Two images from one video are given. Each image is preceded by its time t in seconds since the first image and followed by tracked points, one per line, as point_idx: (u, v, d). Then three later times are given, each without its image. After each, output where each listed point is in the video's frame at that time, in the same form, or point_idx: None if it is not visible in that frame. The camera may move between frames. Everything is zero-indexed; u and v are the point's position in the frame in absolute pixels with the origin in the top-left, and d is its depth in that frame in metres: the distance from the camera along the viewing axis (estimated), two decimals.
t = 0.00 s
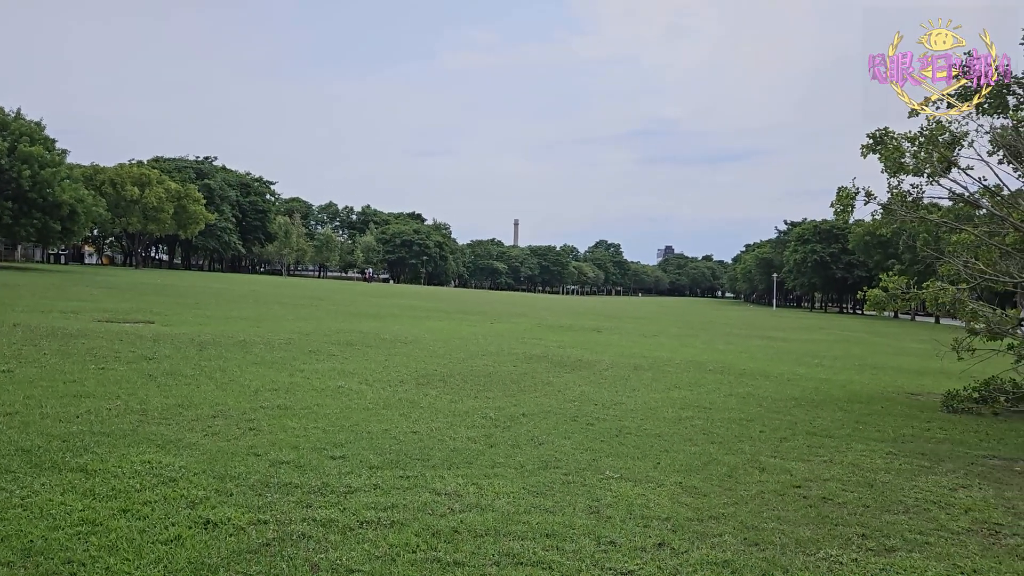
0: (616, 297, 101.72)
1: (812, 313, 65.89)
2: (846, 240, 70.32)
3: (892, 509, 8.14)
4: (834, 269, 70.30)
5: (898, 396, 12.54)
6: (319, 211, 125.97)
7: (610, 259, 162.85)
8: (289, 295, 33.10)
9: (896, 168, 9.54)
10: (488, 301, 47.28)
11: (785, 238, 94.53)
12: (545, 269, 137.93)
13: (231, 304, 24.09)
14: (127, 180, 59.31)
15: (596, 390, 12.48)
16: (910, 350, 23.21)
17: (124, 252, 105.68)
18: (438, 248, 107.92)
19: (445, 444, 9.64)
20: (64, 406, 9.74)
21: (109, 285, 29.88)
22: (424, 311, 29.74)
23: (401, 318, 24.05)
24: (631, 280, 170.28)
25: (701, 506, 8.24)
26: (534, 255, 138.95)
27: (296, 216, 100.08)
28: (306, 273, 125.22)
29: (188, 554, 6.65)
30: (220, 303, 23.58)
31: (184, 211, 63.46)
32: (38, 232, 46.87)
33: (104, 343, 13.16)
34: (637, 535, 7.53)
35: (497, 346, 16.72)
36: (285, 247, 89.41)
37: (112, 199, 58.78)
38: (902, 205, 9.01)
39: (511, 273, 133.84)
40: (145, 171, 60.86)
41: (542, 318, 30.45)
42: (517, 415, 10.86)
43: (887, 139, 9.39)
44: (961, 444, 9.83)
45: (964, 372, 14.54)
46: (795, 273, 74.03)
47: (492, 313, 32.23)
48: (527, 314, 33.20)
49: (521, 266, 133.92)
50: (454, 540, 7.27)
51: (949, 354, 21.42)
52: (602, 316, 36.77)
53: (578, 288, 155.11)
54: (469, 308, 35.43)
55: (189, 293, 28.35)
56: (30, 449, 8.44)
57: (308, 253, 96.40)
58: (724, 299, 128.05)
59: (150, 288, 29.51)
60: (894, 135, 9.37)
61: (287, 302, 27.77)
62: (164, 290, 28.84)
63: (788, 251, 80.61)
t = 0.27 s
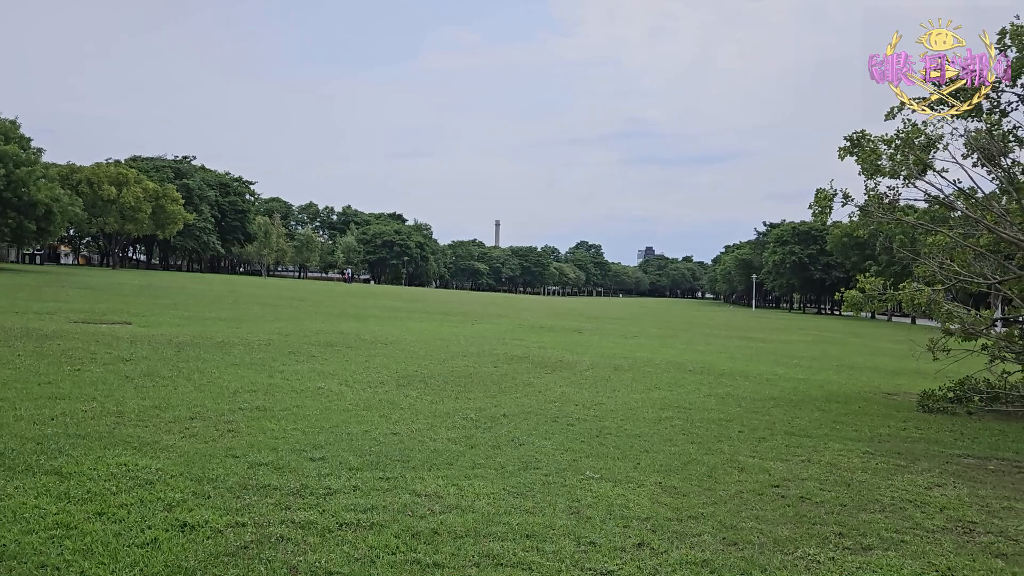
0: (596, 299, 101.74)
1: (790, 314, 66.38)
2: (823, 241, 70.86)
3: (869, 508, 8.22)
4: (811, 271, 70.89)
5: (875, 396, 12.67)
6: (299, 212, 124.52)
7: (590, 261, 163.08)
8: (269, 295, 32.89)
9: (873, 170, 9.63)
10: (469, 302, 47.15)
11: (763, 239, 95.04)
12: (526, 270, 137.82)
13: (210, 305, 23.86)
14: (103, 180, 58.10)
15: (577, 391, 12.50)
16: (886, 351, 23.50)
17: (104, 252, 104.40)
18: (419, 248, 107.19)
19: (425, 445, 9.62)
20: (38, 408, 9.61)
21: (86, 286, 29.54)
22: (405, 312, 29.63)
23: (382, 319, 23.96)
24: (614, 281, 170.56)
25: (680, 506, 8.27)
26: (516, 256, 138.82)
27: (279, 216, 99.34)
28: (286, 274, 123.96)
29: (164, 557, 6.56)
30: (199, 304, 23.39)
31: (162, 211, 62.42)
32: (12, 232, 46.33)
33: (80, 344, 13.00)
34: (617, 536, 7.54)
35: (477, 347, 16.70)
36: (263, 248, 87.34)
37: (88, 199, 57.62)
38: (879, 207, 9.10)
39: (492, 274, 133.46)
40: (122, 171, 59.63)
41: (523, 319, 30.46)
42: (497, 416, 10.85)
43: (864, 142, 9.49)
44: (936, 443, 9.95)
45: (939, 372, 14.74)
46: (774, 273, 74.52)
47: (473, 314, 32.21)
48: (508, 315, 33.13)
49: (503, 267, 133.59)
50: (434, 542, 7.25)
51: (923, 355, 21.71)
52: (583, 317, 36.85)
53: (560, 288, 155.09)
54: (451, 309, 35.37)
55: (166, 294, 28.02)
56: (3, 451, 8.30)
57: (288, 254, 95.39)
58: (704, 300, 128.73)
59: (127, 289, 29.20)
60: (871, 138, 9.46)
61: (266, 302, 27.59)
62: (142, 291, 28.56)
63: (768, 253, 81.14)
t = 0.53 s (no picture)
0: (578, 300, 101.68)
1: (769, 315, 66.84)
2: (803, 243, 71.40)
3: (847, 507, 8.28)
4: (791, 272, 71.43)
5: (854, 397, 12.80)
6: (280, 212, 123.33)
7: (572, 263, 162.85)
8: (249, 297, 32.68)
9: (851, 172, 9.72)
10: (451, 303, 47.00)
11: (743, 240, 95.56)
12: (508, 271, 137.57)
13: (190, 306, 23.63)
14: (80, 180, 57.03)
15: (558, 392, 12.52)
16: (863, 351, 23.78)
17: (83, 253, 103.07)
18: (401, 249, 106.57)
19: (406, 446, 9.59)
20: (13, 410, 9.48)
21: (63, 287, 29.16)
22: (387, 313, 29.52)
23: (363, 320, 23.86)
24: (594, 283, 170.76)
25: (661, 506, 8.30)
26: (498, 257, 138.46)
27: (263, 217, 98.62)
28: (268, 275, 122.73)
29: (142, 561, 6.46)
30: (178, 305, 23.18)
31: (140, 211, 61.53)
32: None
33: (56, 346, 12.84)
34: (598, 536, 7.54)
35: (459, 348, 16.69)
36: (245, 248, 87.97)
37: (66, 198, 56.84)
38: (857, 209, 9.18)
39: (475, 275, 132.95)
40: (100, 170, 58.55)
41: (505, 320, 30.47)
42: (479, 417, 10.85)
43: (842, 144, 9.56)
44: (913, 443, 10.06)
45: (915, 373, 14.93)
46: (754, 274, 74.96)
47: (455, 315, 32.18)
48: (490, 316, 33.08)
49: (485, 268, 133.14)
50: (415, 543, 7.21)
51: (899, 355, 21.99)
52: (565, 318, 36.92)
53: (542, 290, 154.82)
54: (433, 310, 35.32)
55: (144, 294, 27.69)
56: None
57: (269, 254, 94.47)
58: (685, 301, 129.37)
59: (105, 290, 28.88)
60: (849, 140, 9.54)
61: (247, 304, 27.40)
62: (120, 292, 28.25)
63: (748, 254, 81.62)
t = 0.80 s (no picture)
0: (561, 302, 101.55)
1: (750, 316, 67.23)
2: (785, 244, 71.84)
3: (828, 507, 8.34)
4: (772, 273, 71.91)
5: (835, 397, 12.91)
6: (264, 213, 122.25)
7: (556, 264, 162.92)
8: (231, 298, 32.45)
9: (832, 175, 9.80)
10: (433, 304, 46.83)
11: (726, 242, 96.00)
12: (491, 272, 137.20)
13: (170, 307, 23.41)
14: (59, 180, 56.16)
15: (541, 393, 12.54)
16: (843, 352, 24.04)
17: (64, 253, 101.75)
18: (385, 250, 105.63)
19: (389, 447, 9.57)
20: None
21: (41, 288, 28.81)
22: (370, 314, 29.37)
23: (346, 321, 23.75)
24: (579, 283, 170.74)
25: (644, 507, 8.32)
26: (481, 258, 137.99)
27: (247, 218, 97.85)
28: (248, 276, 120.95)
29: (120, 565, 6.38)
30: (158, 307, 22.99)
31: (120, 211, 60.57)
32: None
33: (34, 348, 12.69)
34: (580, 537, 7.54)
35: (442, 349, 16.66)
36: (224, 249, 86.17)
37: (45, 199, 56.65)
38: (837, 211, 9.25)
39: (458, 276, 132.33)
40: (79, 170, 57.71)
41: (489, 321, 30.47)
42: (461, 419, 10.83)
43: (822, 146, 9.64)
44: (893, 443, 10.15)
45: (894, 373, 15.11)
46: (736, 275, 75.39)
47: (438, 316, 32.13)
48: (473, 317, 33.02)
49: (468, 270, 132.51)
50: (397, 545, 7.17)
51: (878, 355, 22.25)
52: (549, 319, 36.97)
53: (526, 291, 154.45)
54: (416, 311, 35.24)
55: (122, 296, 27.39)
56: None
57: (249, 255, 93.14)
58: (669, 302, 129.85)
59: (84, 291, 28.55)
60: (829, 142, 9.62)
61: (229, 305, 27.21)
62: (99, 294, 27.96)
63: (731, 255, 82.06)
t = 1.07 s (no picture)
0: (545, 303, 101.30)
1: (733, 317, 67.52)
2: (766, 246, 72.32)
3: (809, 507, 8.39)
4: (755, 274, 72.31)
5: (818, 397, 13.00)
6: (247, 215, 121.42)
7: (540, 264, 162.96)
8: (212, 299, 32.21)
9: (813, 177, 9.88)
10: (416, 306, 46.65)
11: (709, 244, 96.55)
12: (474, 273, 136.58)
13: (150, 309, 23.20)
14: (38, 180, 55.58)
15: (524, 394, 12.55)
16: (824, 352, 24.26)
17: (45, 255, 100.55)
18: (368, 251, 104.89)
19: (372, 450, 9.54)
20: None
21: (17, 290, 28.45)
22: (352, 316, 29.24)
23: (329, 323, 23.64)
24: (565, 284, 170.58)
25: (627, 508, 8.34)
26: (464, 260, 137.23)
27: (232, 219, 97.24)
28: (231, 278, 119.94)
29: (100, 570, 6.29)
30: (139, 309, 22.80)
31: (100, 213, 60.02)
32: None
33: (12, 350, 12.54)
34: (564, 538, 7.54)
35: (425, 351, 16.65)
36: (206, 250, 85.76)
37: (24, 200, 55.68)
38: (819, 213, 9.32)
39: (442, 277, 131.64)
40: (59, 171, 57.15)
41: (474, 323, 30.47)
42: (445, 420, 10.83)
43: (804, 149, 9.71)
44: (874, 443, 10.24)
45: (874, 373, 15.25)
46: (719, 276, 75.81)
47: (421, 317, 32.08)
48: (456, 319, 32.95)
49: (451, 272, 131.64)
50: (381, 548, 7.13)
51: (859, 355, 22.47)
52: (533, 320, 37.04)
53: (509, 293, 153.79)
54: (399, 312, 35.18)
55: (102, 298, 27.09)
56: None
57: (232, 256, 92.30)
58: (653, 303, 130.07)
59: (62, 293, 28.23)
60: (811, 145, 9.69)
61: (211, 307, 27.03)
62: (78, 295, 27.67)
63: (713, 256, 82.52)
